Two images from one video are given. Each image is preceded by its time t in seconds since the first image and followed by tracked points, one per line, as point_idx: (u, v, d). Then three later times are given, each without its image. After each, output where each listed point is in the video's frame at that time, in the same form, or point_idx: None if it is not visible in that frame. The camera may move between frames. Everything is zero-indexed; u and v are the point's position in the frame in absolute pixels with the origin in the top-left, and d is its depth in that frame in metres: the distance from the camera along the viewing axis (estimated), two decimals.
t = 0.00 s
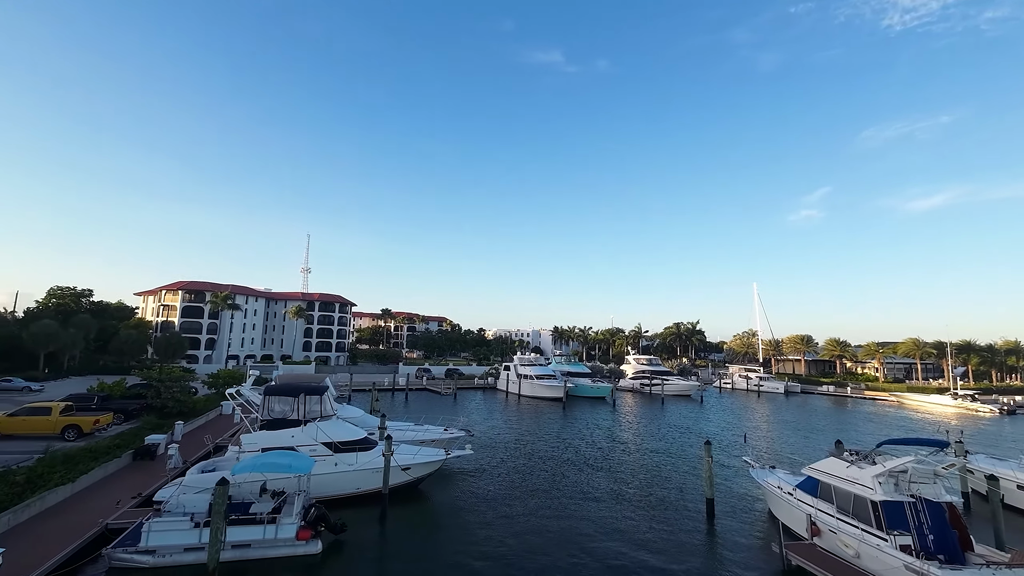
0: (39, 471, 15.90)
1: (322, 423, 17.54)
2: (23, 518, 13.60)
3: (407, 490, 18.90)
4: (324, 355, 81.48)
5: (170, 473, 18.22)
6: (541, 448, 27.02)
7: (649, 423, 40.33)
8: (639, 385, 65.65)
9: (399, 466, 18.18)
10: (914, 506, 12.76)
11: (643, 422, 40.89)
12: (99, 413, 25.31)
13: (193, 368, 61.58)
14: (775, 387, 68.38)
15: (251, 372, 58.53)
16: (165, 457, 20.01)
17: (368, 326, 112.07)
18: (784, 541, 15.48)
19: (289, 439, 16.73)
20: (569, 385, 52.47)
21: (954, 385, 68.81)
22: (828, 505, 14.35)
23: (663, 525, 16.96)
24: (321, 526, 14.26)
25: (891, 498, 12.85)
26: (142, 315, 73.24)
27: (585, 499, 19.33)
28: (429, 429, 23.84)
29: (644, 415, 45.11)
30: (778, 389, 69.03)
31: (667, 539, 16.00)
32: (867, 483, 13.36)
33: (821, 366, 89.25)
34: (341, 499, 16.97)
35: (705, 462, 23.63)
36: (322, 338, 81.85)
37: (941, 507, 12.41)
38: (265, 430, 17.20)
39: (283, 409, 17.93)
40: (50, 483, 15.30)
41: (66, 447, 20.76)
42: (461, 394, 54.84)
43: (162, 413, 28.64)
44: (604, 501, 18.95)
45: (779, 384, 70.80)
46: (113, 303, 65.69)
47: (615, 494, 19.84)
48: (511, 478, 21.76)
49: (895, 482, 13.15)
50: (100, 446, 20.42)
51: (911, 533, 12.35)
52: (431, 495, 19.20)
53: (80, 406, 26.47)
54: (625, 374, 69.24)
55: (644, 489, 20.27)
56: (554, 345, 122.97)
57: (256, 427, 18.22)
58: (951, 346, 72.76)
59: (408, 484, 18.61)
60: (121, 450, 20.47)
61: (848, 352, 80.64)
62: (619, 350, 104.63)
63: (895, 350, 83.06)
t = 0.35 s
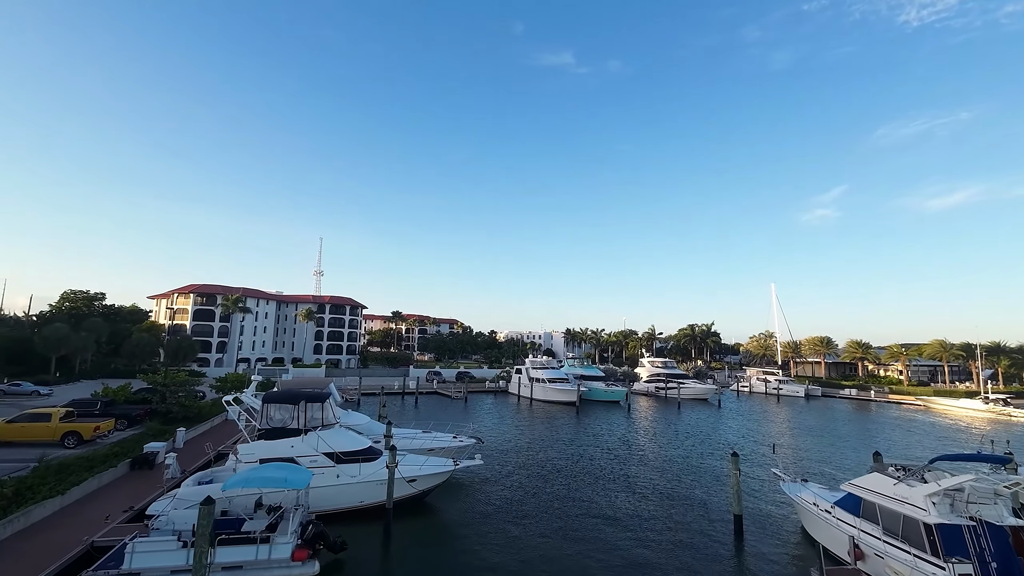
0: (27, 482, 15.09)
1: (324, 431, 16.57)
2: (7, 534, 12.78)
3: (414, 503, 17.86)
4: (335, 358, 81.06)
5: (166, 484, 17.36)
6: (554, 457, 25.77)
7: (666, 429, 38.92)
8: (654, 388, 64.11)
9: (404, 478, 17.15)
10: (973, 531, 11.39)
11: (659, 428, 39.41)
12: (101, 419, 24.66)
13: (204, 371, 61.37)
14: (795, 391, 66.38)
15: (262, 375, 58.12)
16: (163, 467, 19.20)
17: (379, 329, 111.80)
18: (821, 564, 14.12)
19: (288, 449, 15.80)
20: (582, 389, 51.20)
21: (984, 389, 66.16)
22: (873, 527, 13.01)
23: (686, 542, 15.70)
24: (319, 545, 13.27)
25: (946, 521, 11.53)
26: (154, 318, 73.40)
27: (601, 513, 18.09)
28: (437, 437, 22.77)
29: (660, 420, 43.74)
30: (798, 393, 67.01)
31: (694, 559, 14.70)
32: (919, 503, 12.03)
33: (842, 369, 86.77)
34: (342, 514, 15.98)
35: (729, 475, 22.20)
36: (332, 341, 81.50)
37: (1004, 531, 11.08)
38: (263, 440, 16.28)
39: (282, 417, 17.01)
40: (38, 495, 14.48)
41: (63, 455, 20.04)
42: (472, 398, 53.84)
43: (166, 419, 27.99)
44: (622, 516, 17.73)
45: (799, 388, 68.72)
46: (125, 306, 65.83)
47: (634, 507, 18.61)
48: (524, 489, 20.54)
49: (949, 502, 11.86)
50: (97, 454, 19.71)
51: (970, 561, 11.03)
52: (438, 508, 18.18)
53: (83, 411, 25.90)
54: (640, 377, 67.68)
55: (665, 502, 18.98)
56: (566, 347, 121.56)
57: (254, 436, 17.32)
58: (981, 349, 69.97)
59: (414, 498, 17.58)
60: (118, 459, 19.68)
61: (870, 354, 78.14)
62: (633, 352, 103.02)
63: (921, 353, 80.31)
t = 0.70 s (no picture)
0: (6, 496, 14.19)
1: (320, 442, 15.58)
2: None
3: (415, 518, 16.80)
4: (341, 362, 80.33)
5: (154, 498, 16.40)
6: (564, 467, 24.59)
7: (679, 436, 37.56)
8: (665, 392, 62.67)
9: (405, 493, 16.08)
10: None
11: (672, 434, 38.10)
12: (95, 426, 23.85)
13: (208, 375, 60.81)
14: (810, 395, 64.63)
15: (266, 380, 57.46)
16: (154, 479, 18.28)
17: (385, 332, 111.13)
18: None
19: (281, 462, 14.82)
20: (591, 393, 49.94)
21: (1008, 392, 64.00)
22: (920, 552, 11.74)
23: (709, 563, 14.48)
24: (311, 568, 12.40)
25: (1008, 548, 10.26)
26: (160, 322, 73.09)
27: (615, 529, 16.90)
28: (441, 446, 21.69)
29: (672, 426, 42.43)
30: (813, 397, 65.24)
31: None
32: (975, 527, 10.77)
33: (858, 371, 84.71)
34: (339, 530, 14.98)
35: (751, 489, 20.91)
36: (338, 345, 80.85)
37: None
38: (255, 452, 15.31)
39: (276, 428, 16.04)
40: (16, 512, 13.56)
41: (52, 465, 19.20)
42: (479, 402, 52.75)
43: (164, 426, 27.16)
44: (638, 533, 16.53)
45: (814, 391, 66.95)
46: (131, 310, 65.58)
47: (650, 523, 17.41)
48: (532, 502, 19.42)
49: (1010, 527, 10.60)
50: (87, 464, 18.90)
51: None
52: (441, 523, 17.10)
53: (78, 418, 25.13)
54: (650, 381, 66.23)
55: (684, 518, 17.76)
56: (575, 350, 120.22)
57: (247, 447, 16.37)
58: (1004, 350, 67.76)
59: (415, 512, 16.52)
60: (107, 470, 18.78)
61: (887, 357, 75.99)
62: (642, 355, 101.49)
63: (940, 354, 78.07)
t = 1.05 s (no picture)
0: None
1: (313, 454, 14.56)
2: None
3: (416, 535, 15.75)
4: (345, 365, 79.58)
5: (140, 512, 15.46)
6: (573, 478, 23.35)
7: (691, 442, 36.32)
8: (675, 395, 61.32)
9: (404, 509, 15.05)
10: None
11: (684, 441, 36.89)
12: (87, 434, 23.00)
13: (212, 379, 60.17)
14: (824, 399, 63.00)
15: (269, 383, 56.71)
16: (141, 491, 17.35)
17: (391, 334, 110.37)
18: None
19: (271, 476, 13.83)
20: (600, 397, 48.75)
21: None
22: None
23: None
24: None
25: None
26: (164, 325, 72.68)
27: (631, 547, 15.80)
28: (444, 455, 20.65)
29: (684, 431, 41.23)
30: (827, 400, 63.61)
31: None
32: None
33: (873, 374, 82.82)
34: (333, 550, 13.96)
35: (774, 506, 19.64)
36: (343, 347, 80.08)
37: None
38: (244, 465, 14.30)
39: (266, 439, 15.02)
40: None
41: (37, 476, 18.36)
42: (485, 407, 51.68)
43: (159, 433, 26.32)
44: (656, 551, 15.42)
45: (828, 394, 65.35)
46: (135, 313, 65.17)
47: (669, 540, 16.28)
48: (540, 516, 18.34)
49: None
50: (73, 474, 18.03)
51: None
52: (444, 539, 16.07)
53: (70, 425, 24.31)
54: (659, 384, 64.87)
55: (704, 535, 16.63)
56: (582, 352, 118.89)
57: (236, 459, 15.37)
58: None
59: (415, 529, 15.47)
60: (94, 481, 17.88)
61: (903, 359, 74.16)
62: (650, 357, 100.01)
63: (957, 356, 76.06)
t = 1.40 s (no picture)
0: None
1: (301, 467, 13.53)
2: None
3: (413, 552, 14.67)
4: (348, 366, 78.72)
5: (119, 528, 14.48)
6: (579, 488, 22.21)
7: (701, 448, 35.06)
8: (683, 397, 60.03)
9: (399, 525, 13.95)
10: None
11: (693, 446, 35.68)
12: (74, 440, 22.06)
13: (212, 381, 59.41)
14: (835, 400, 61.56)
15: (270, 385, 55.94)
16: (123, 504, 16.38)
17: (393, 335, 109.46)
18: None
19: (256, 491, 12.80)
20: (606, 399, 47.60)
21: None
22: None
23: None
24: None
25: None
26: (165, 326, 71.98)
27: (644, 567, 14.68)
28: (443, 465, 19.55)
29: (693, 435, 40.07)
30: (838, 402, 62.15)
31: None
32: None
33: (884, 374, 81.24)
34: (323, 570, 12.90)
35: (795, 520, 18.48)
36: (345, 349, 79.20)
37: None
38: (226, 479, 13.25)
39: (251, 450, 13.96)
40: None
41: (17, 487, 17.46)
42: (488, 409, 50.66)
43: (150, 438, 25.36)
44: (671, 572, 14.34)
45: (839, 395, 63.96)
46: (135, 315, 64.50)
47: (684, 559, 15.19)
48: (546, 530, 17.26)
49: None
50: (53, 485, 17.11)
51: None
52: (443, 557, 14.99)
53: (57, 431, 23.41)
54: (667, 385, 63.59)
55: (722, 554, 15.52)
56: (586, 352, 117.63)
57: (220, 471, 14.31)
58: None
59: (412, 546, 14.37)
60: (74, 492, 16.92)
61: (915, 360, 72.62)
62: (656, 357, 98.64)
63: (971, 357, 74.48)
